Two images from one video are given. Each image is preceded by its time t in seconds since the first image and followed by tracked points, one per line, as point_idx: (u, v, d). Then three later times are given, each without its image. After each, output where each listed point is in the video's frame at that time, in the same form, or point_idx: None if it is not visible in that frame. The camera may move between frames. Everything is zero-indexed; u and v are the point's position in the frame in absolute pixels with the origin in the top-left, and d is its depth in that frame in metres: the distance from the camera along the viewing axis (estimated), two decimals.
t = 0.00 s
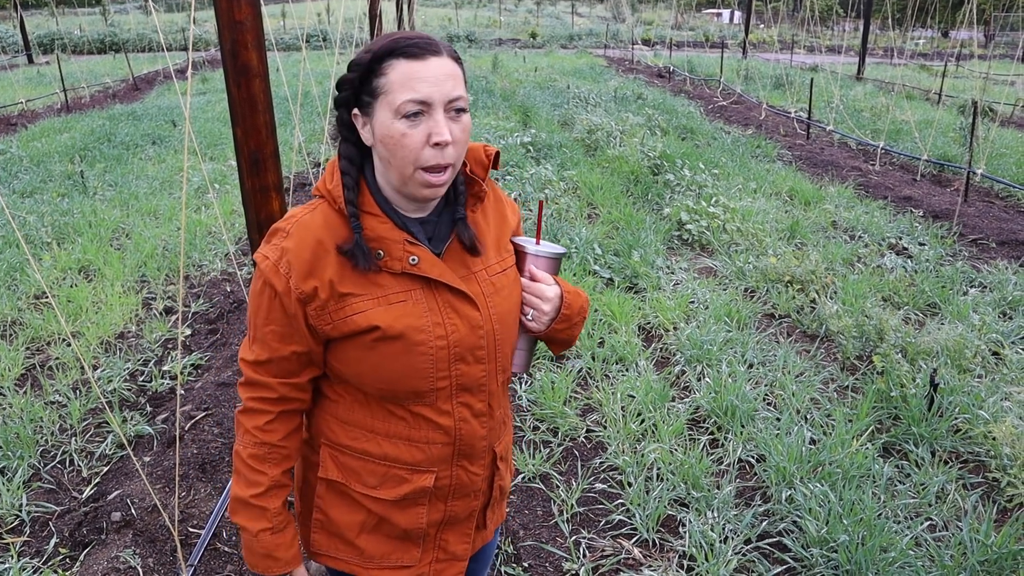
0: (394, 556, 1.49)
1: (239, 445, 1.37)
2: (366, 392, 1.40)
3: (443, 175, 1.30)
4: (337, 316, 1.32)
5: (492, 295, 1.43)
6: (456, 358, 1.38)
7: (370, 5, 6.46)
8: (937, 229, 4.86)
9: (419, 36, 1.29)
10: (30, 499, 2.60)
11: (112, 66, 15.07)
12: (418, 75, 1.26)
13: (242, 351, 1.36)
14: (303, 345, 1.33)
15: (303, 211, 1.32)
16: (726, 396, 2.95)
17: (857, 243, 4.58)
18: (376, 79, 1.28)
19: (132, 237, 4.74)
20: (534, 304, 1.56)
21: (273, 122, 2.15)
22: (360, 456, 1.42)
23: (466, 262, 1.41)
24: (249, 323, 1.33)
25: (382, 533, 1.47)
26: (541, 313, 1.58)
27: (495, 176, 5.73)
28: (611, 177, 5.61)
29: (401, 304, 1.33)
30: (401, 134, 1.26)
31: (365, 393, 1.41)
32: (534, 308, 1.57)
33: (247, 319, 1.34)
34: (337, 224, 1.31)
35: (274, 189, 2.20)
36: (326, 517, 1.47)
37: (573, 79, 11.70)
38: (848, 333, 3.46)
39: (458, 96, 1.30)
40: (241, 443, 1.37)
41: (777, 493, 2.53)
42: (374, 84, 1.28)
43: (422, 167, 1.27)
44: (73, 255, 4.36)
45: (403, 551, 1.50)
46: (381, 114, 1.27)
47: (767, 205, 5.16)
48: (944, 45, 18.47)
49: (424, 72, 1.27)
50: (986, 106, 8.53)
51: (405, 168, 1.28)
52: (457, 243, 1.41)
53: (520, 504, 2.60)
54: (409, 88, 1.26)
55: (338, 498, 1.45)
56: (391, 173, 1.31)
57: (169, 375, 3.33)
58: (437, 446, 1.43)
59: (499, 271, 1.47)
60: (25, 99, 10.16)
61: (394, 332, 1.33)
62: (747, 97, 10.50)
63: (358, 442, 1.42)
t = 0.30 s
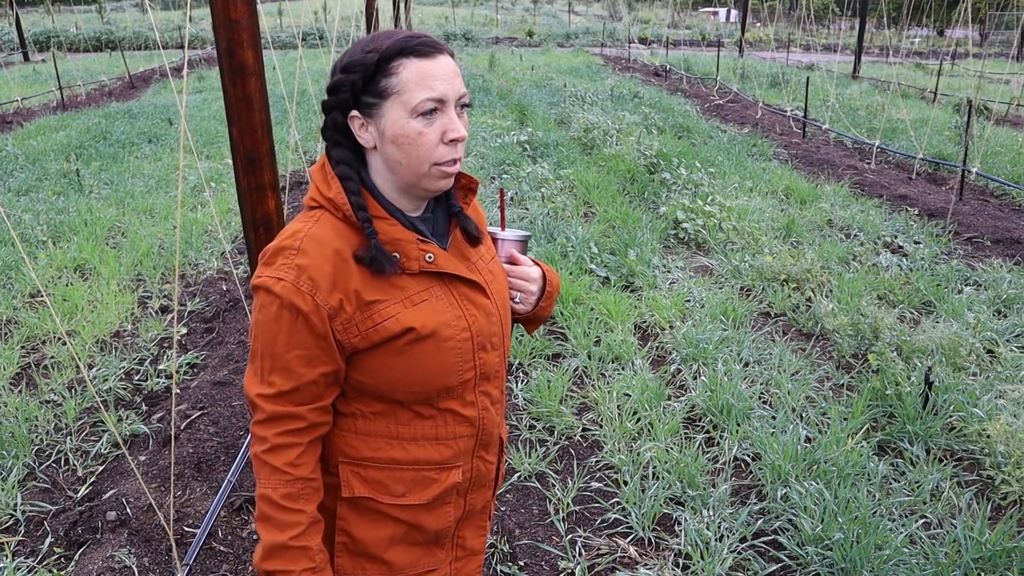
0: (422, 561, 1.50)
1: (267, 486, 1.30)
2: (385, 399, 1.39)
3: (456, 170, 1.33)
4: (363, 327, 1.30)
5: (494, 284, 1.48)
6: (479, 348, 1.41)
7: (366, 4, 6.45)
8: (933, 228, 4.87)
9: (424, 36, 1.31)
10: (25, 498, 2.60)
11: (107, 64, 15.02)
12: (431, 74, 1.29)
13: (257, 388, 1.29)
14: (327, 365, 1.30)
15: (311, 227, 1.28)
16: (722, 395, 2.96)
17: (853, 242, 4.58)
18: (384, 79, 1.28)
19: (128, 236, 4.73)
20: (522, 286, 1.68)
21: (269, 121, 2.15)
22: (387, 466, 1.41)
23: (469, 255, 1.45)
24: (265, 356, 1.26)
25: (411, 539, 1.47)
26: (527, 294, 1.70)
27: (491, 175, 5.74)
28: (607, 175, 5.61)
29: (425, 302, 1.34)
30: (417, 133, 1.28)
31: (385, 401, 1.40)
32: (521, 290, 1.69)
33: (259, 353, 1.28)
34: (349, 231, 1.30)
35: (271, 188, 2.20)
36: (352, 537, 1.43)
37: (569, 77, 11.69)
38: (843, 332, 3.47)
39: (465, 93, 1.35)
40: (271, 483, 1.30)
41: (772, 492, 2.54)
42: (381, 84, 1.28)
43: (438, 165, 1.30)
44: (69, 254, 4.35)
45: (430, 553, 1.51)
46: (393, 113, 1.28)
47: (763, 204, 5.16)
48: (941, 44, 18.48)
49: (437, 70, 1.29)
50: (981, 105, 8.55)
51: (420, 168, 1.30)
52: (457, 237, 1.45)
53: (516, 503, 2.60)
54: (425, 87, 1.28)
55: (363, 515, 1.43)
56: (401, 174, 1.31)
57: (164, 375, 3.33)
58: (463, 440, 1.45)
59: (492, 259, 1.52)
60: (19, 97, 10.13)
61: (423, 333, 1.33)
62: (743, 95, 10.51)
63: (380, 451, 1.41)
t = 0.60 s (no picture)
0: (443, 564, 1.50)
1: (355, 486, 1.14)
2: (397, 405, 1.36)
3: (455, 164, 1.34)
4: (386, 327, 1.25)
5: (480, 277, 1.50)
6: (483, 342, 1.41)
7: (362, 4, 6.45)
8: (928, 227, 4.88)
9: (419, 35, 1.33)
10: (21, 499, 2.60)
11: (103, 64, 14.99)
12: (431, 70, 1.30)
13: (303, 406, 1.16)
14: (360, 366, 1.21)
15: (319, 237, 1.22)
16: (717, 395, 2.97)
17: (848, 241, 4.59)
18: (385, 76, 1.27)
19: (123, 236, 4.72)
20: (494, 277, 1.74)
21: (263, 121, 2.15)
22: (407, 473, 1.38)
23: (457, 252, 1.46)
24: (305, 369, 1.15)
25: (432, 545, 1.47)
26: (499, 287, 1.76)
27: (487, 175, 5.75)
28: (603, 175, 5.61)
29: (437, 298, 1.32)
30: (422, 128, 1.28)
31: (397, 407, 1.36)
32: (494, 282, 1.74)
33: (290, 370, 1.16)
34: (358, 230, 1.26)
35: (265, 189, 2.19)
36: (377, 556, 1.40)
37: (566, 77, 11.69)
38: (838, 331, 3.48)
39: (460, 91, 1.37)
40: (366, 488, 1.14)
41: (768, 491, 2.54)
42: (382, 82, 1.27)
43: (441, 159, 1.30)
44: (64, 254, 4.35)
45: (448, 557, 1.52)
46: (396, 109, 1.27)
47: (758, 203, 5.17)
48: (937, 43, 18.52)
49: (436, 67, 1.31)
50: (976, 105, 8.57)
51: (424, 162, 1.30)
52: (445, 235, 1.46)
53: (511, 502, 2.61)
54: (427, 82, 1.28)
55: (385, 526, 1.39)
56: (403, 170, 1.31)
57: (160, 375, 3.32)
58: (473, 434, 1.46)
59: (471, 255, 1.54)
60: (15, 97, 10.12)
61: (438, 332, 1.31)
62: (739, 95, 10.52)
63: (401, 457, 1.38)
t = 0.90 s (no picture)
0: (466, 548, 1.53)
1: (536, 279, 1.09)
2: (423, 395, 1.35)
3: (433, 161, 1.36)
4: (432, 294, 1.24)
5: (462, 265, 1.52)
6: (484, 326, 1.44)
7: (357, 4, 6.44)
8: (922, 227, 4.90)
9: (402, 34, 1.32)
10: (14, 501, 2.59)
11: (97, 65, 14.97)
12: (416, 69, 1.30)
13: (428, 325, 1.10)
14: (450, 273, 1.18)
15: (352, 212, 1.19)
16: (711, 394, 2.97)
17: (842, 241, 4.60)
18: (371, 74, 1.27)
19: (117, 237, 4.71)
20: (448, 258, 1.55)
21: (257, 122, 2.14)
22: (438, 463, 1.39)
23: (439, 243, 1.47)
24: (418, 290, 1.10)
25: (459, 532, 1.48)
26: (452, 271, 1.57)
27: (481, 176, 5.76)
28: (597, 175, 5.62)
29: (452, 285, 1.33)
30: (407, 126, 1.28)
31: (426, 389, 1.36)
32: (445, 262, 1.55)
33: (396, 314, 1.11)
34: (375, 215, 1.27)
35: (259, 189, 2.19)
36: (414, 552, 1.40)
37: (561, 77, 11.70)
38: (832, 331, 3.49)
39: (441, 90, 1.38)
40: (548, 289, 1.08)
41: (761, 491, 2.55)
42: (368, 79, 1.27)
43: (422, 157, 1.32)
44: (58, 255, 4.34)
45: (468, 543, 1.55)
46: (383, 107, 1.27)
47: (752, 204, 5.18)
48: (930, 43, 18.57)
49: (420, 65, 1.31)
50: (970, 105, 8.61)
51: (407, 160, 1.31)
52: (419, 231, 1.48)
53: (506, 503, 2.61)
54: (413, 81, 1.29)
55: (420, 524, 1.40)
56: (387, 165, 1.32)
57: (154, 376, 3.32)
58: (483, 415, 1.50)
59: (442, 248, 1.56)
60: (9, 98, 10.09)
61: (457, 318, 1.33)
62: (734, 95, 10.54)
63: (431, 449, 1.38)
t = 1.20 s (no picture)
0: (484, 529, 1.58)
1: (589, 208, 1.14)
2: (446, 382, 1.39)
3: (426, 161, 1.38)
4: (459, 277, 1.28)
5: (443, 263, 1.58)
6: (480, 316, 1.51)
7: (353, 7, 6.44)
8: (916, 229, 4.91)
9: (396, 38, 1.33)
10: (8, 504, 2.58)
11: (92, 67, 14.93)
12: (412, 72, 1.31)
13: (480, 266, 1.12)
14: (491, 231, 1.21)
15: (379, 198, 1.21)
16: (707, 396, 2.98)
17: (837, 243, 4.62)
18: (372, 77, 1.27)
19: (112, 239, 4.70)
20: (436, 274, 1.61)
21: (253, 124, 2.14)
22: (463, 442, 1.44)
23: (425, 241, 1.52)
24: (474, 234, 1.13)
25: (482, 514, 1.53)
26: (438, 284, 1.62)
27: (477, 178, 5.77)
28: (593, 177, 5.63)
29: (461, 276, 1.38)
30: (408, 128, 1.30)
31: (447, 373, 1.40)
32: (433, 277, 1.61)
33: (450, 264, 1.13)
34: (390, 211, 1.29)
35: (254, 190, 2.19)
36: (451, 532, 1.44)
37: (557, 80, 11.71)
38: (827, 333, 3.50)
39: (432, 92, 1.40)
40: (601, 208, 1.14)
41: (756, 492, 2.55)
42: (370, 83, 1.27)
43: (420, 158, 1.34)
44: (53, 257, 4.32)
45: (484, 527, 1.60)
46: (384, 110, 1.28)
47: (748, 205, 5.19)
48: (925, 45, 18.64)
49: (415, 68, 1.32)
50: (964, 107, 8.65)
51: (406, 161, 1.33)
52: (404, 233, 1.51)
53: (502, 505, 2.61)
54: (412, 84, 1.30)
55: (453, 507, 1.44)
56: (386, 167, 1.32)
57: (149, 379, 3.31)
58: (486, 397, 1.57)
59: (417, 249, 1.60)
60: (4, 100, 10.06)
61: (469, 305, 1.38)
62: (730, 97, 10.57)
63: (459, 432, 1.42)
